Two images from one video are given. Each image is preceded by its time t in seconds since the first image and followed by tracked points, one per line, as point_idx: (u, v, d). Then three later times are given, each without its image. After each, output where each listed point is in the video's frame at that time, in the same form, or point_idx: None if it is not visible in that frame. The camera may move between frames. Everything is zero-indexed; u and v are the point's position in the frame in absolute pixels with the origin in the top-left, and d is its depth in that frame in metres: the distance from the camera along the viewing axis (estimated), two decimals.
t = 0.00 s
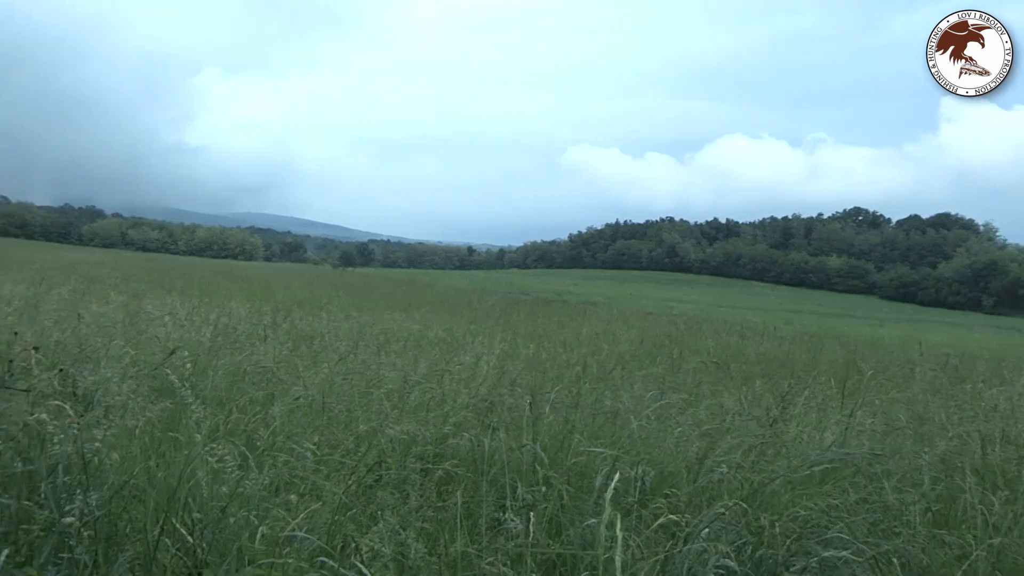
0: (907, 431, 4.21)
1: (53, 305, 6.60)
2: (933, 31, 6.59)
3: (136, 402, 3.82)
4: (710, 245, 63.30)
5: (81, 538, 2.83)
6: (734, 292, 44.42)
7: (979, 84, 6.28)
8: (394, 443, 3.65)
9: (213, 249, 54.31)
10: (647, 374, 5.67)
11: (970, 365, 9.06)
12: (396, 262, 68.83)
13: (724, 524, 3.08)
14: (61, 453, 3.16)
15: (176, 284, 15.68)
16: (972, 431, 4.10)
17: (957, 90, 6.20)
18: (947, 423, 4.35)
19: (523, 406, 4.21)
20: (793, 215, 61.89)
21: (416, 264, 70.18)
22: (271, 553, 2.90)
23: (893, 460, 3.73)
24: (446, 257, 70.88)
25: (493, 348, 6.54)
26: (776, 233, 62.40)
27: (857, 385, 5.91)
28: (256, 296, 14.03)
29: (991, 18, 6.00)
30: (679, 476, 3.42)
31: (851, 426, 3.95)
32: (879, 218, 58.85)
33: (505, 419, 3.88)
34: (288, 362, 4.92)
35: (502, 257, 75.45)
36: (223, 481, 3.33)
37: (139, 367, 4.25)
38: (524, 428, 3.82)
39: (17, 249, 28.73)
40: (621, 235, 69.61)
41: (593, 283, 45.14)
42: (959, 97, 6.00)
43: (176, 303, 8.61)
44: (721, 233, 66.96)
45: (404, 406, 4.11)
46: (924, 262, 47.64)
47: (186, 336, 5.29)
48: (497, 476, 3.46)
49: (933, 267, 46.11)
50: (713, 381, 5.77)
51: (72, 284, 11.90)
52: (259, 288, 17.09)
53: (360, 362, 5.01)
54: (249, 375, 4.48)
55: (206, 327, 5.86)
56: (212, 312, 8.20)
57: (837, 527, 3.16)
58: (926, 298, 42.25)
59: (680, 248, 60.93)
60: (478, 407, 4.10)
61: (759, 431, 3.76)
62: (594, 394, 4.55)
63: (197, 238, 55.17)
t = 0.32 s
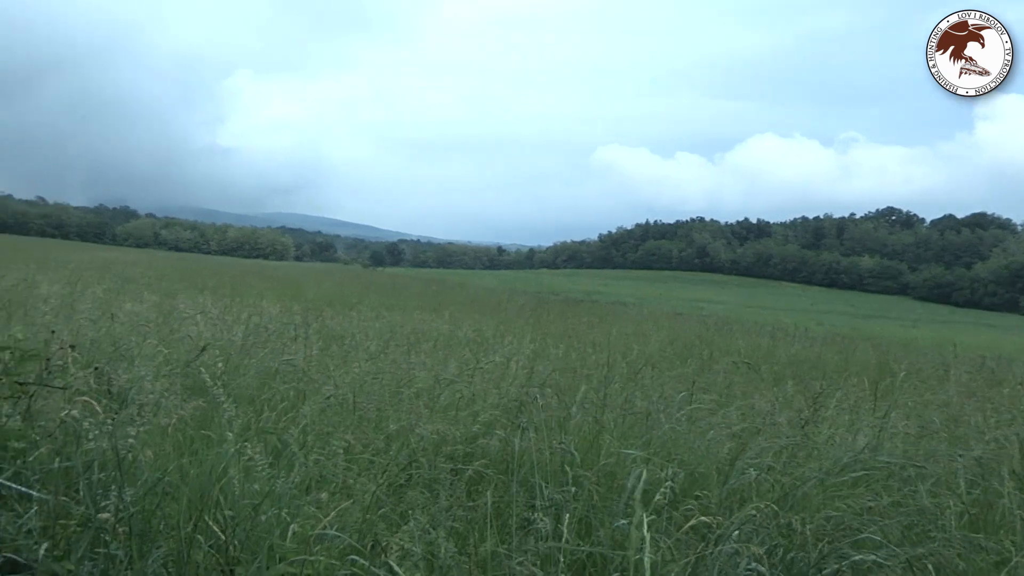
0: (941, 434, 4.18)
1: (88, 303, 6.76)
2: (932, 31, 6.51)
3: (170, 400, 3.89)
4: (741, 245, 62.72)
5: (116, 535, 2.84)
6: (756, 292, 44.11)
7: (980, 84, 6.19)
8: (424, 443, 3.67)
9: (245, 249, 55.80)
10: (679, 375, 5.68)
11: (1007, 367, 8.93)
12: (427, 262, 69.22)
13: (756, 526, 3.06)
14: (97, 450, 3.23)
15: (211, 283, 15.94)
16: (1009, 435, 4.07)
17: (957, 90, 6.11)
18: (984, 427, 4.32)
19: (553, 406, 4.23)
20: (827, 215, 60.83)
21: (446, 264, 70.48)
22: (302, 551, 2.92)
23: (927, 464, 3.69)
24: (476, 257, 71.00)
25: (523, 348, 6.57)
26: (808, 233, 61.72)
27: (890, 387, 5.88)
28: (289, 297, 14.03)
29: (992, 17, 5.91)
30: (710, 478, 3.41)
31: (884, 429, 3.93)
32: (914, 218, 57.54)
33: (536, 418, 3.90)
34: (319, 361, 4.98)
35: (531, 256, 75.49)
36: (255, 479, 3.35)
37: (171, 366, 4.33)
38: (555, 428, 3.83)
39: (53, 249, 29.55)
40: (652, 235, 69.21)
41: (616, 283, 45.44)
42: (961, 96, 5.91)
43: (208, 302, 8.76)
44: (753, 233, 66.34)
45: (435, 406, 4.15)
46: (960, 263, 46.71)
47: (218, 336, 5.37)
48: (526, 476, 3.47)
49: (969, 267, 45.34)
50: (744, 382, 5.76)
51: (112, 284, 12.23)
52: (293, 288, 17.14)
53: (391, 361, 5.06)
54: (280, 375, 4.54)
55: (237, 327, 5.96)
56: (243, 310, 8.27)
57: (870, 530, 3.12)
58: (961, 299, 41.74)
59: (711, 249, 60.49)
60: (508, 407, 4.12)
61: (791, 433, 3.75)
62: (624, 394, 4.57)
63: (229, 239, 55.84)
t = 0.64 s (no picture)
0: (970, 437, 4.15)
1: (116, 302, 6.93)
2: (932, 31, 6.52)
3: (196, 400, 3.94)
4: (768, 245, 62.30)
5: (144, 532, 2.87)
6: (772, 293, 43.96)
7: (980, 84, 6.18)
8: (448, 443, 3.70)
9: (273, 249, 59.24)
10: (703, 377, 5.70)
11: None
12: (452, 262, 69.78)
13: (781, 528, 3.04)
14: (125, 449, 3.27)
15: (238, 283, 16.23)
16: None
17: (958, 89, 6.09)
18: (1014, 431, 4.30)
19: (578, 407, 4.25)
20: (852, 215, 60.14)
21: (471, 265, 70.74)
22: (327, 550, 2.92)
23: (956, 468, 3.66)
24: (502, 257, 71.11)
25: (548, 349, 6.63)
26: (835, 233, 61.20)
27: (917, 390, 5.86)
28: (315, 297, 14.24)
29: (994, 17, 5.90)
30: (735, 480, 3.40)
31: (911, 431, 3.91)
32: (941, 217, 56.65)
33: (561, 419, 3.91)
34: (344, 361, 5.04)
35: (556, 256, 75.58)
36: (280, 477, 3.38)
37: (198, 366, 4.39)
38: (579, 429, 3.84)
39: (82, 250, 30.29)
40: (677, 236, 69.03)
41: (639, 283, 45.87)
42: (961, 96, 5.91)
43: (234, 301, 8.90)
44: (779, 233, 65.85)
45: (458, 407, 4.19)
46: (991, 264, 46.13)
47: (244, 336, 5.46)
48: (551, 476, 3.48)
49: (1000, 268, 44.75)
50: (769, 384, 5.78)
51: (143, 284, 12.54)
52: (318, 288, 17.36)
53: (416, 362, 5.12)
54: (305, 375, 4.60)
55: (263, 327, 6.06)
56: (267, 309, 8.37)
57: (897, 534, 3.10)
58: (992, 301, 41.29)
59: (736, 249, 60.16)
60: (532, 407, 4.15)
61: (817, 435, 3.74)
62: (649, 395, 4.60)
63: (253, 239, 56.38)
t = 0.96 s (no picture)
0: (994, 439, 4.14)
1: (140, 301, 7.05)
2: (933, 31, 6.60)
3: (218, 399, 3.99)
4: (790, 245, 61.85)
5: (167, 530, 2.88)
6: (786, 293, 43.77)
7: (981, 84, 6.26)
8: (469, 444, 3.71)
9: (293, 249, 61.68)
10: (724, 378, 5.72)
11: None
12: (473, 262, 70.13)
13: (804, 530, 3.02)
14: (148, 447, 3.30)
15: (259, 283, 16.42)
16: None
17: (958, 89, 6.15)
18: None
19: (599, 407, 4.28)
20: (875, 215, 59.72)
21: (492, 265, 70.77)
22: (348, 550, 2.93)
23: (980, 471, 3.65)
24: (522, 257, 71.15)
25: (568, 350, 6.67)
26: (857, 233, 60.70)
27: (941, 392, 5.85)
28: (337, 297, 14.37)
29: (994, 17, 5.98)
30: (757, 482, 3.39)
31: (934, 433, 3.91)
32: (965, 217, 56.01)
33: (582, 419, 3.93)
34: (365, 362, 5.10)
35: (576, 256, 75.50)
36: (302, 476, 3.40)
37: (220, 366, 4.45)
38: (600, 429, 3.85)
39: (106, 250, 30.87)
40: (697, 236, 68.76)
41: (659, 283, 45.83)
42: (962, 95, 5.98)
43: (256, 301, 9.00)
44: (800, 233, 65.35)
45: (479, 408, 4.22)
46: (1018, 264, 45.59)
47: (266, 337, 5.54)
48: (571, 477, 3.48)
49: None
50: (791, 385, 5.79)
51: (168, 284, 12.76)
52: (339, 288, 17.50)
53: (436, 364, 5.18)
54: (326, 375, 4.65)
55: (284, 326, 6.13)
56: (288, 309, 8.45)
57: (922, 537, 3.07)
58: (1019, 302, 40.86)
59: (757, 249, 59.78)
60: (553, 407, 4.18)
61: (840, 437, 3.74)
62: (670, 396, 4.63)
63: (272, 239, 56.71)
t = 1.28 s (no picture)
0: (1021, 441, 4.12)
1: (165, 301, 7.16)
2: (932, 31, 6.61)
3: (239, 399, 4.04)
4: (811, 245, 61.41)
5: (190, 528, 2.89)
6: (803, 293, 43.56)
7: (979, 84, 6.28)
8: (489, 444, 3.73)
9: (315, 249, 63.04)
10: (745, 378, 5.74)
11: None
12: (493, 263, 70.44)
13: (827, 532, 3.00)
14: (172, 445, 3.33)
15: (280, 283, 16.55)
16: None
17: (957, 90, 6.15)
18: None
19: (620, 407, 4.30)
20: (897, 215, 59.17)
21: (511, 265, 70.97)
22: (369, 549, 2.93)
23: (1006, 476, 3.63)
24: (542, 257, 71.28)
25: (589, 350, 6.71)
26: (880, 233, 60.13)
27: (967, 395, 5.82)
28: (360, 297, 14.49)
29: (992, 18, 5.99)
30: (778, 483, 3.39)
31: (959, 435, 3.90)
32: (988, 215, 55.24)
33: (603, 420, 3.95)
34: (386, 362, 5.17)
35: (597, 257, 75.42)
36: (324, 475, 3.43)
37: (242, 366, 4.51)
38: (621, 429, 3.87)
39: (128, 250, 31.29)
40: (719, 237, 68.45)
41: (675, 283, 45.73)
42: (960, 96, 5.99)
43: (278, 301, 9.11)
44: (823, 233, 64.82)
45: (499, 408, 4.26)
46: None
47: (288, 337, 5.62)
48: (592, 478, 3.49)
49: None
50: (813, 386, 5.81)
51: (192, 284, 12.90)
52: (361, 288, 17.63)
53: (457, 364, 5.24)
54: (348, 374, 4.72)
55: (305, 327, 6.21)
56: (311, 309, 8.54)
57: (946, 540, 3.05)
58: None
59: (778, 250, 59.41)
60: (574, 407, 4.21)
61: (861, 438, 3.75)
62: (692, 397, 4.66)
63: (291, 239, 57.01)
